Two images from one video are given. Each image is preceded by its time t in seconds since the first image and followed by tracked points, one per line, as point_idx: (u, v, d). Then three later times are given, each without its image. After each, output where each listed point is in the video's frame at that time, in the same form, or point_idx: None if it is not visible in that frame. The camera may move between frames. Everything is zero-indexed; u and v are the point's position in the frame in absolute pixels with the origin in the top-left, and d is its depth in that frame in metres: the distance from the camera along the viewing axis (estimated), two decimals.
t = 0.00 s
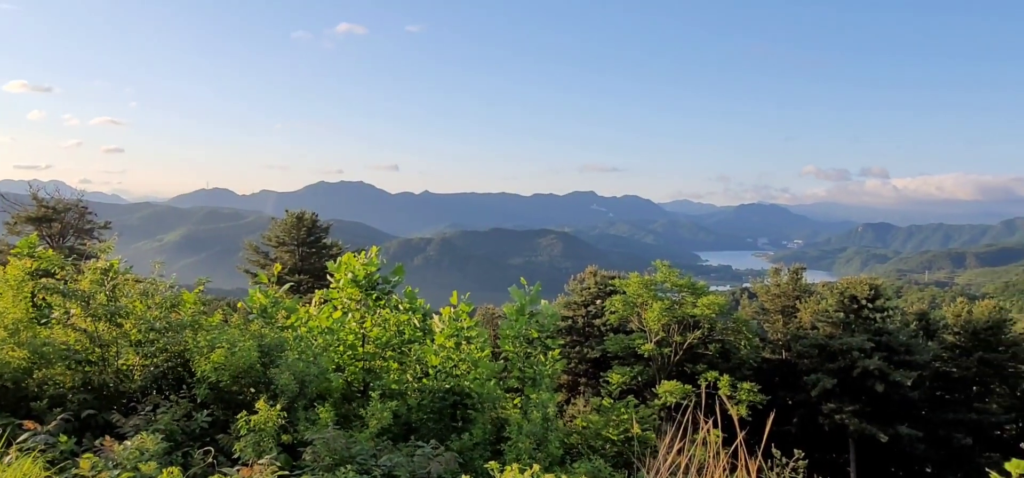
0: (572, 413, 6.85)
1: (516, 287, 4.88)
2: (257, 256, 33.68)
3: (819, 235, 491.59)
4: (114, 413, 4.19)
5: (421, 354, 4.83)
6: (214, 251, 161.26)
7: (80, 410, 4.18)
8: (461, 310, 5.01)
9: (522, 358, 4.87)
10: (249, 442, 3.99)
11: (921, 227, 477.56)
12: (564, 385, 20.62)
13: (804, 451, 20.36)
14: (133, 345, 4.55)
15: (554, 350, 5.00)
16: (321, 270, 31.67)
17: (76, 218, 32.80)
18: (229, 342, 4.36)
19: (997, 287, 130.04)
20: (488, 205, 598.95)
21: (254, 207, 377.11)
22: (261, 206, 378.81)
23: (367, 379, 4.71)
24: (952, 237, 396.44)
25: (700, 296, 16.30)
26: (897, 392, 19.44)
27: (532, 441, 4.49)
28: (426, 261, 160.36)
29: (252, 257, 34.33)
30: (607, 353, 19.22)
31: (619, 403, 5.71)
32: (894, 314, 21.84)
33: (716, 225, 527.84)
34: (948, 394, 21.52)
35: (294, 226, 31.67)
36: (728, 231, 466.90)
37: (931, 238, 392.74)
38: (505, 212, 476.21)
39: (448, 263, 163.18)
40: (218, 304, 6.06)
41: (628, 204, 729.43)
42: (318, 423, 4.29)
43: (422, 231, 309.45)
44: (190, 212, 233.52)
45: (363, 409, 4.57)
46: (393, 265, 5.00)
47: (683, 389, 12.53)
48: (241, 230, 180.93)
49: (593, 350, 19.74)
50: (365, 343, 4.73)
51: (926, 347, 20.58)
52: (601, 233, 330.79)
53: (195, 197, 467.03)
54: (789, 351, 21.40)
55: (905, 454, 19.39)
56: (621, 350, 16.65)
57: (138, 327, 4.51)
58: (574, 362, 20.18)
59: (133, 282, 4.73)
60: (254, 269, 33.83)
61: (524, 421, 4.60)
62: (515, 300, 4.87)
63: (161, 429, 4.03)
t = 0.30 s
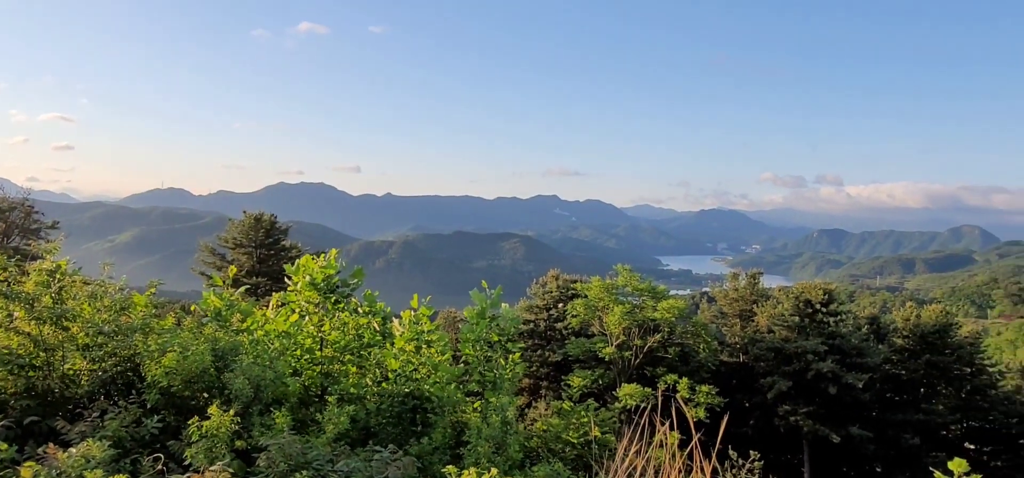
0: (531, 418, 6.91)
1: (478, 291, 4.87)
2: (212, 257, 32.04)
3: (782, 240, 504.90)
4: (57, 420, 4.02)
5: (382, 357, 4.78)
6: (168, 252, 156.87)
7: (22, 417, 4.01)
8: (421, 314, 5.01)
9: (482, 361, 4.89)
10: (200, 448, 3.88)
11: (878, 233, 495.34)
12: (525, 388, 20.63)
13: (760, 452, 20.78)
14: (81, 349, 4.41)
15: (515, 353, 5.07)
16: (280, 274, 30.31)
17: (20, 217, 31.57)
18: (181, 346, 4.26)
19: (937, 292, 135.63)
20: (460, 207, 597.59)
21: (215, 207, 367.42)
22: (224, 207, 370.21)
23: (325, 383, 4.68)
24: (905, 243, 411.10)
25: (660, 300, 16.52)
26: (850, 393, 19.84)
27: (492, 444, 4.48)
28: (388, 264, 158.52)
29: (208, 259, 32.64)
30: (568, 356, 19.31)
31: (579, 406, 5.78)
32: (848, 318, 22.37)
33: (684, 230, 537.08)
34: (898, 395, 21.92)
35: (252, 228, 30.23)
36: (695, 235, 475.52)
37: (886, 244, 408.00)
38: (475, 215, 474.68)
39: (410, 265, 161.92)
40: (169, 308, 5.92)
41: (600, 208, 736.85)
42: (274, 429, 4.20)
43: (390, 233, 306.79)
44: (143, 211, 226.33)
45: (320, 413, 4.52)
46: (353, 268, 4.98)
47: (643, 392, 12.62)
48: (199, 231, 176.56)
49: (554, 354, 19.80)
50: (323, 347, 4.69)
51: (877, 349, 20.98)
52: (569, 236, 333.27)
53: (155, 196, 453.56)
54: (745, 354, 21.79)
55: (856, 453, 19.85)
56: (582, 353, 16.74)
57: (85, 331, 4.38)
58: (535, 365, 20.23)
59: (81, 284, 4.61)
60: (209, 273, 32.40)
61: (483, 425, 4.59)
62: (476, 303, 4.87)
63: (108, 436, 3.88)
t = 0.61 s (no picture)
0: (495, 422, 6.98)
1: (440, 293, 4.85)
2: (168, 259, 30.17)
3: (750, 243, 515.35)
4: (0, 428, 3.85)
5: (343, 360, 4.76)
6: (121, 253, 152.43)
7: None
8: (384, 317, 4.99)
9: (445, 365, 4.88)
10: (152, 455, 3.75)
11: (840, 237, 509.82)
12: (490, 392, 20.58)
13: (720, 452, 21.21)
14: (28, 354, 4.25)
15: (478, 356, 5.11)
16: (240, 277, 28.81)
17: None
18: (134, 350, 4.15)
19: (890, 295, 139.71)
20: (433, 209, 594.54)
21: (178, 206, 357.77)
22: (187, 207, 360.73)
23: (284, 387, 4.62)
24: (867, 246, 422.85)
25: (624, 302, 16.77)
26: (807, 394, 20.21)
27: (454, 448, 4.46)
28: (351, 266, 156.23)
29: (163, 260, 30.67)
30: (532, 359, 19.28)
31: (543, 409, 5.85)
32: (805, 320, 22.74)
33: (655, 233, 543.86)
34: (852, 396, 22.43)
35: (211, 228, 28.41)
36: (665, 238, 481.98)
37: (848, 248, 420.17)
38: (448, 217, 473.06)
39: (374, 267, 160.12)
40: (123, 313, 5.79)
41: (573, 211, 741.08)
42: (230, 434, 4.12)
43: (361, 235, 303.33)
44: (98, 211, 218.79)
45: (279, 418, 4.47)
46: (313, 271, 4.92)
47: (608, 394, 12.64)
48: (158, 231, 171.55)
49: (518, 356, 19.85)
50: (282, 351, 4.63)
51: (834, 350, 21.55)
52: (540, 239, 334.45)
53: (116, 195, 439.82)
54: (707, 356, 22.07)
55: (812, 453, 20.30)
56: (546, 356, 16.81)
57: (33, 335, 4.23)
58: (499, 368, 20.31)
59: (28, 287, 4.49)
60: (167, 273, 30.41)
61: (445, 429, 4.57)
62: (439, 306, 4.85)
63: (55, 443, 3.73)
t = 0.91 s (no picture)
0: (459, 422, 7.05)
1: (403, 295, 4.82)
2: (124, 260, 29.31)
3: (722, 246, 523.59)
4: None
5: (305, 363, 4.78)
6: (76, 254, 147.70)
7: None
8: (347, 319, 5.01)
9: (408, 367, 4.88)
10: (104, 461, 3.64)
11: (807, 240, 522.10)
12: (456, 393, 20.74)
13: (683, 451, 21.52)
14: None
15: (441, 358, 5.04)
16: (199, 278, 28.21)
17: None
18: (86, 354, 4.04)
19: (848, 296, 143.40)
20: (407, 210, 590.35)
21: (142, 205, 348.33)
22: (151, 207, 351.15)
23: (243, 391, 4.56)
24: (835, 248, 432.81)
25: (589, 304, 16.71)
26: (766, 393, 20.39)
27: (418, 450, 4.43)
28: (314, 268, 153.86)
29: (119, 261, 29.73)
30: (498, 360, 19.37)
31: (508, 411, 5.96)
32: (766, 321, 23.03)
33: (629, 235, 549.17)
34: (811, 395, 22.78)
35: (169, 229, 27.65)
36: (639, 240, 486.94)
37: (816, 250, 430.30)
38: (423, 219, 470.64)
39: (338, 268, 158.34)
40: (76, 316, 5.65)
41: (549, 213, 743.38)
42: (186, 439, 4.01)
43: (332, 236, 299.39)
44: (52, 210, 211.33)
45: (236, 422, 4.43)
46: (275, 272, 4.85)
47: (573, 395, 12.70)
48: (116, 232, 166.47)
49: (483, 358, 19.91)
50: (242, 353, 4.58)
51: (793, 350, 21.61)
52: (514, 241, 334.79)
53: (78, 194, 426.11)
54: (671, 356, 22.26)
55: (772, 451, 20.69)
56: (511, 358, 16.85)
57: None
58: (464, 370, 20.38)
59: None
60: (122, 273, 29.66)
61: (408, 431, 4.54)
62: (403, 307, 4.81)
63: None
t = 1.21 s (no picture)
0: (424, 424, 7.08)
1: (369, 295, 4.77)
2: (79, 260, 28.42)
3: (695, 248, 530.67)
4: None
5: (268, 366, 4.73)
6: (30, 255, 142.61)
7: None
8: (311, 320, 4.95)
9: (373, 368, 4.82)
10: (55, 467, 3.49)
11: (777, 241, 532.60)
12: (423, 394, 20.75)
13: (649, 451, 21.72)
14: None
15: (407, 359, 5.03)
16: (158, 279, 27.57)
17: None
18: (37, 357, 3.91)
19: (811, 297, 146.46)
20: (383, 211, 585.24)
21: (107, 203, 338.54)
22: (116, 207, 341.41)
23: (204, 394, 4.50)
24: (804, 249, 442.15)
25: (556, 304, 17.01)
26: (731, 392, 20.74)
27: (383, 452, 4.40)
28: (280, 269, 151.26)
29: (74, 262, 28.81)
30: (465, 361, 19.35)
31: (475, 411, 6.02)
32: (730, 321, 23.42)
33: (605, 237, 552.91)
34: (774, 393, 23.17)
35: (127, 228, 26.88)
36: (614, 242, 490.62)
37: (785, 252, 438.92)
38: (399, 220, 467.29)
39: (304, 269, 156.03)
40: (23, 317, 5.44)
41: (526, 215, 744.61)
42: (143, 444, 3.91)
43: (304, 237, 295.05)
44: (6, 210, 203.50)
45: (196, 425, 4.35)
46: (237, 272, 4.79)
47: (540, 396, 12.75)
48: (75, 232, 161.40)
49: (451, 359, 19.81)
50: (202, 355, 4.49)
51: (756, 350, 21.93)
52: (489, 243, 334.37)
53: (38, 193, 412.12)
54: (637, 356, 22.48)
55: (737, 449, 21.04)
56: (479, 358, 16.83)
57: None
58: (432, 371, 20.33)
59: None
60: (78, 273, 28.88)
61: (373, 432, 4.53)
62: (368, 308, 4.77)
63: None
